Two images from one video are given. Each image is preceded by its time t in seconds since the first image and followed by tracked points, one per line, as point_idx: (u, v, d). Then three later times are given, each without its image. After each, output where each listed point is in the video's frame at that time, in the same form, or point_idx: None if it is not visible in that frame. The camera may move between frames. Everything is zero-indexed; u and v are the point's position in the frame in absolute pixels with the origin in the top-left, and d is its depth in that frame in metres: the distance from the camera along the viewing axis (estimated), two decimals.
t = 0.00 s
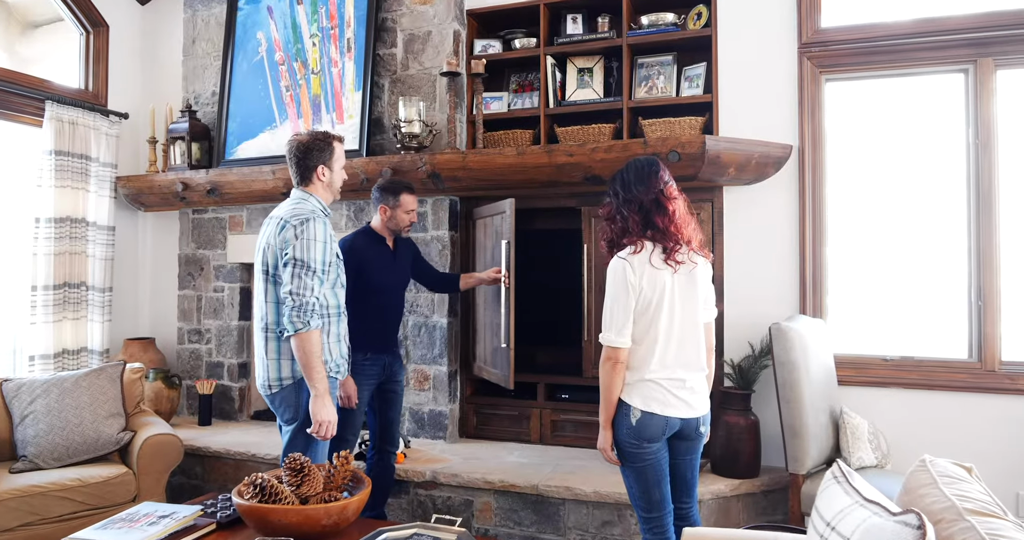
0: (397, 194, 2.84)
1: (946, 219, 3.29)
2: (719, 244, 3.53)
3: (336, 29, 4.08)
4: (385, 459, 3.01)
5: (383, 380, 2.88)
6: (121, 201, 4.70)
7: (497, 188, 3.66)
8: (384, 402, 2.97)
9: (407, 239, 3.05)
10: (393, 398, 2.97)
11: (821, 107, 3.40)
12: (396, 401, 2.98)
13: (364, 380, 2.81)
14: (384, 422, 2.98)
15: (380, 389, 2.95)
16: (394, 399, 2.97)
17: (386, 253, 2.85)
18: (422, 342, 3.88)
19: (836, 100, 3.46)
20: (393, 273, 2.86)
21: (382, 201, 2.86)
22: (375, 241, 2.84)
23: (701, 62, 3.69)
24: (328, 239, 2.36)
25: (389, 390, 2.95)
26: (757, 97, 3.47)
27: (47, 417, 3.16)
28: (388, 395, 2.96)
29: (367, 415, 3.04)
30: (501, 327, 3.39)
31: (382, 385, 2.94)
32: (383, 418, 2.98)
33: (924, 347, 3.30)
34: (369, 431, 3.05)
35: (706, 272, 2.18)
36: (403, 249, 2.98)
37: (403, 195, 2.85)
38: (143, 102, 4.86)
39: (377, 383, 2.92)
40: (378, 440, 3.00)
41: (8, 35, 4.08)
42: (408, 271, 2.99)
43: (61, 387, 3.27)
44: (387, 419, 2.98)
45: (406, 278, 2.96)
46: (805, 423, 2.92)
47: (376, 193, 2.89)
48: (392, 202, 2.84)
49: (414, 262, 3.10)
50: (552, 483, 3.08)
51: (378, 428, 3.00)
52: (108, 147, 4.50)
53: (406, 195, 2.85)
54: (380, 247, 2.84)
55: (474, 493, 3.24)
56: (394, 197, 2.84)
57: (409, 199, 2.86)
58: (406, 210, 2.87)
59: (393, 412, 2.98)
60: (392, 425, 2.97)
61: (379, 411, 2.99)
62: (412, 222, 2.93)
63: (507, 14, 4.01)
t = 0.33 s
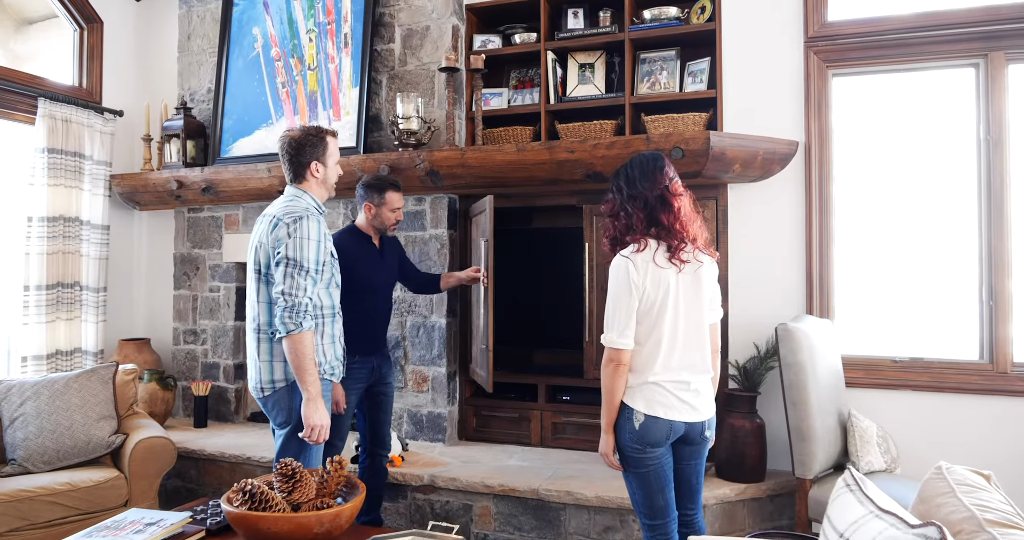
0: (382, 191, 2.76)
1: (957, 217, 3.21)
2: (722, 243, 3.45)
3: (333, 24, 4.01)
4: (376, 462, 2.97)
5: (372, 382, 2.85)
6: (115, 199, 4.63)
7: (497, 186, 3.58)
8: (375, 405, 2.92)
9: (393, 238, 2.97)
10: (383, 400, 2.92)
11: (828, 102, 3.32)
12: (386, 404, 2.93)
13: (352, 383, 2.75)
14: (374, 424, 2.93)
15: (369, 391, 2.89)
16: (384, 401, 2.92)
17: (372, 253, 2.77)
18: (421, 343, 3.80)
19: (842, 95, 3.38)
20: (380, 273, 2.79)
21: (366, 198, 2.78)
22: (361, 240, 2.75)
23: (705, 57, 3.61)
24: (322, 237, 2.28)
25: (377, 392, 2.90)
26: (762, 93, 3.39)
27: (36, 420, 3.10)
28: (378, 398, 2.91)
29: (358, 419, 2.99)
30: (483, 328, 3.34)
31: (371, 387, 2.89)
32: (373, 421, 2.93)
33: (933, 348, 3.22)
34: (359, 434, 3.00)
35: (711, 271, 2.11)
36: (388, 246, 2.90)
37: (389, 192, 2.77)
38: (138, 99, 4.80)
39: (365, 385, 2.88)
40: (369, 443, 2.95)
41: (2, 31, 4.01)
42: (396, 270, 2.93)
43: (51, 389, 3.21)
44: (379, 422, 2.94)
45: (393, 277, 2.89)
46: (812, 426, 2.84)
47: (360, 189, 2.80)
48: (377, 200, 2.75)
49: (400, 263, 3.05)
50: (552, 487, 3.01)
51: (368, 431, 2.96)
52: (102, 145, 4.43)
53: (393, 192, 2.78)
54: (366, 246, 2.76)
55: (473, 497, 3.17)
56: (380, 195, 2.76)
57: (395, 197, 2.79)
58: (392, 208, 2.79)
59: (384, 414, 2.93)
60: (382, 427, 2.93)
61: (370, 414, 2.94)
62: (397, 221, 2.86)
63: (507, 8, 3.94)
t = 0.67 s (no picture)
0: (371, 190, 2.69)
1: (972, 215, 3.12)
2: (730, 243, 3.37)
3: (333, 19, 3.94)
4: (370, 465, 2.90)
5: (362, 385, 2.77)
6: (114, 198, 4.57)
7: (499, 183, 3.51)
8: (365, 408, 2.84)
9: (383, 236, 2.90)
10: (375, 402, 2.84)
11: (839, 97, 3.24)
12: (379, 406, 2.86)
13: (342, 386, 2.66)
14: (366, 428, 2.85)
15: (360, 394, 2.82)
16: (375, 404, 2.85)
17: (362, 253, 2.70)
18: (422, 344, 3.74)
19: (853, 90, 3.30)
20: (371, 271, 2.74)
21: (354, 197, 2.72)
22: (350, 239, 2.68)
23: (713, 52, 3.53)
24: (319, 236, 2.20)
25: (368, 394, 2.83)
26: (771, 88, 3.31)
27: (30, 422, 3.04)
28: (369, 401, 2.83)
29: (349, 421, 2.91)
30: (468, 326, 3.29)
31: (360, 389, 2.82)
32: (365, 424, 2.85)
33: (948, 350, 3.13)
34: (352, 438, 2.94)
35: (721, 271, 2.03)
36: (379, 245, 2.84)
37: (378, 191, 2.71)
38: (136, 97, 4.74)
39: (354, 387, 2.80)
40: (363, 447, 2.88)
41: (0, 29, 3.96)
42: (385, 270, 2.86)
43: (45, 390, 3.15)
44: (371, 425, 2.85)
45: (383, 277, 2.84)
46: (823, 431, 2.76)
47: (349, 187, 2.75)
48: (366, 199, 2.70)
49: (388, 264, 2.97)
50: (556, 492, 2.94)
51: (361, 434, 2.88)
52: (100, 142, 4.37)
53: (382, 191, 2.72)
54: (354, 245, 2.68)
55: (475, 502, 3.10)
56: (368, 193, 2.70)
57: (385, 196, 2.72)
58: (381, 207, 2.73)
59: (377, 418, 2.86)
60: (374, 431, 2.85)
61: (361, 418, 2.85)
62: (387, 219, 2.79)
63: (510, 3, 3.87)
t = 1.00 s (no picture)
0: (358, 189, 2.64)
1: (986, 212, 3.05)
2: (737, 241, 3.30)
3: (332, 14, 3.88)
4: (365, 469, 2.84)
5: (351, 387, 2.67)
6: (111, 196, 4.52)
7: (500, 180, 3.43)
8: (354, 409, 2.76)
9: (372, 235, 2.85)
10: (365, 404, 2.76)
11: (849, 92, 3.16)
12: (369, 409, 2.78)
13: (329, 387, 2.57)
14: (358, 430, 2.78)
15: (348, 396, 2.73)
16: (366, 406, 2.77)
17: (349, 252, 2.64)
18: (423, 345, 3.67)
19: (864, 84, 3.22)
20: (360, 273, 2.66)
21: (342, 195, 2.67)
22: (338, 239, 2.62)
23: (719, 46, 3.45)
24: (315, 234, 2.12)
25: (357, 396, 2.74)
26: (779, 82, 3.23)
27: (22, 424, 2.98)
28: (359, 403, 2.75)
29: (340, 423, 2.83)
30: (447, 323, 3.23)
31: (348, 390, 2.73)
32: (357, 428, 2.78)
33: (961, 351, 3.05)
34: (345, 443, 2.87)
35: (730, 270, 1.96)
36: (367, 245, 2.78)
37: (366, 189, 2.65)
38: (134, 94, 4.68)
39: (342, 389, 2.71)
40: (355, 450, 2.82)
41: None
42: (374, 272, 2.79)
43: (38, 392, 3.09)
44: (362, 427, 2.79)
45: (372, 279, 2.76)
46: (834, 434, 2.69)
47: (336, 187, 2.69)
48: (354, 197, 2.64)
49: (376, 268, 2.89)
50: (559, 497, 2.87)
51: (354, 438, 2.81)
52: (97, 140, 4.31)
53: (371, 189, 2.66)
54: (342, 245, 2.62)
55: (476, 506, 3.03)
56: (356, 192, 2.65)
57: (374, 194, 2.66)
58: (370, 205, 2.67)
59: (367, 420, 2.79)
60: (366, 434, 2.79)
61: (352, 421, 2.78)
62: (377, 218, 2.73)
63: None
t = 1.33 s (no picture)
0: (351, 187, 2.57)
1: (1003, 210, 2.97)
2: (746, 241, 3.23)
3: (334, 9, 3.81)
4: (363, 473, 2.79)
5: (342, 389, 2.63)
6: (111, 195, 4.47)
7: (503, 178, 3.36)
8: (346, 411, 2.70)
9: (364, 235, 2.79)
10: (358, 408, 2.70)
11: (862, 86, 3.08)
12: (362, 412, 2.72)
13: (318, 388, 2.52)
14: (352, 433, 2.72)
15: (339, 399, 2.68)
16: (358, 409, 2.70)
17: (340, 251, 2.59)
18: (425, 346, 3.59)
19: (876, 79, 3.14)
20: (351, 273, 2.61)
21: (334, 195, 2.60)
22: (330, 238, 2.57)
23: (728, 40, 3.38)
24: (313, 232, 2.05)
25: (349, 399, 2.68)
26: (790, 77, 3.16)
27: (17, 426, 2.93)
28: (352, 406, 2.70)
29: (333, 426, 2.77)
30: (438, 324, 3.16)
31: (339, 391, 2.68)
32: (351, 432, 2.72)
33: (977, 353, 2.97)
34: (341, 447, 2.80)
35: (742, 269, 1.88)
36: (359, 245, 2.72)
37: (358, 188, 2.59)
38: (134, 91, 4.63)
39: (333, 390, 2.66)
40: (351, 455, 2.76)
41: None
42: (366, 272, 2.73)
43: (33, 393, 3.03)
44: (357, 431, 2.72)
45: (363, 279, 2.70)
46: (846, 438, 2.62)
47: (327, 187, 2.63)
48: (346, 196, 2.58)
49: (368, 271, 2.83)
50: (564, 502, 2.81)
51: (349, 443, 2.75)
52: (97, 137, 4.25)
53: (363, 187, 2.60)
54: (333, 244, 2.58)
55: (479, 511, 2.96)
56: (349, 190, 2.58)
57: (366, 192, 2.61)
58: (362, 204, 2.61)
59: (361, 423, 2.72)
60: (362, 438, 2.73)
61: (346, 424, 2.72)
62: (369, 217, 2.67)
63: None
